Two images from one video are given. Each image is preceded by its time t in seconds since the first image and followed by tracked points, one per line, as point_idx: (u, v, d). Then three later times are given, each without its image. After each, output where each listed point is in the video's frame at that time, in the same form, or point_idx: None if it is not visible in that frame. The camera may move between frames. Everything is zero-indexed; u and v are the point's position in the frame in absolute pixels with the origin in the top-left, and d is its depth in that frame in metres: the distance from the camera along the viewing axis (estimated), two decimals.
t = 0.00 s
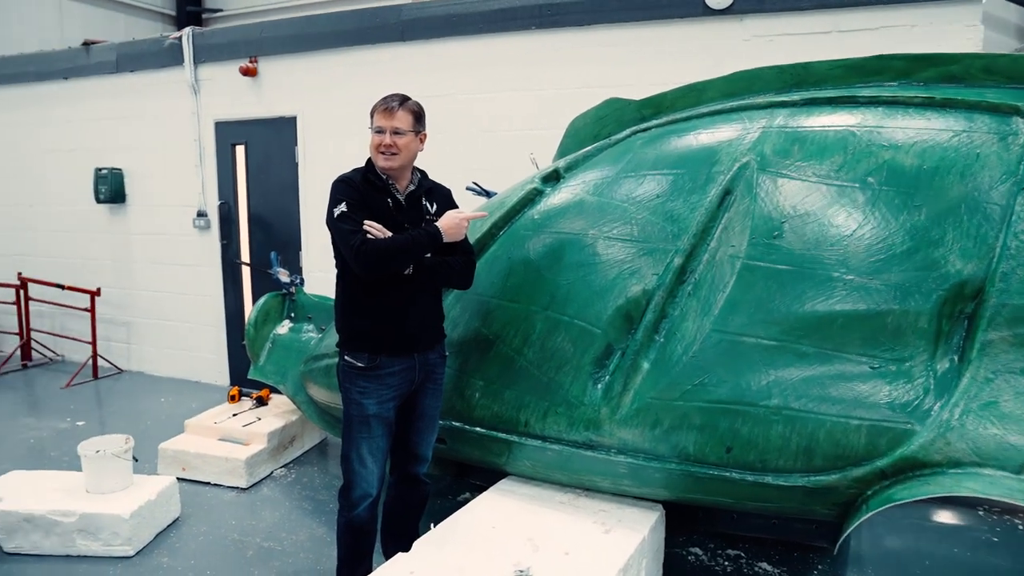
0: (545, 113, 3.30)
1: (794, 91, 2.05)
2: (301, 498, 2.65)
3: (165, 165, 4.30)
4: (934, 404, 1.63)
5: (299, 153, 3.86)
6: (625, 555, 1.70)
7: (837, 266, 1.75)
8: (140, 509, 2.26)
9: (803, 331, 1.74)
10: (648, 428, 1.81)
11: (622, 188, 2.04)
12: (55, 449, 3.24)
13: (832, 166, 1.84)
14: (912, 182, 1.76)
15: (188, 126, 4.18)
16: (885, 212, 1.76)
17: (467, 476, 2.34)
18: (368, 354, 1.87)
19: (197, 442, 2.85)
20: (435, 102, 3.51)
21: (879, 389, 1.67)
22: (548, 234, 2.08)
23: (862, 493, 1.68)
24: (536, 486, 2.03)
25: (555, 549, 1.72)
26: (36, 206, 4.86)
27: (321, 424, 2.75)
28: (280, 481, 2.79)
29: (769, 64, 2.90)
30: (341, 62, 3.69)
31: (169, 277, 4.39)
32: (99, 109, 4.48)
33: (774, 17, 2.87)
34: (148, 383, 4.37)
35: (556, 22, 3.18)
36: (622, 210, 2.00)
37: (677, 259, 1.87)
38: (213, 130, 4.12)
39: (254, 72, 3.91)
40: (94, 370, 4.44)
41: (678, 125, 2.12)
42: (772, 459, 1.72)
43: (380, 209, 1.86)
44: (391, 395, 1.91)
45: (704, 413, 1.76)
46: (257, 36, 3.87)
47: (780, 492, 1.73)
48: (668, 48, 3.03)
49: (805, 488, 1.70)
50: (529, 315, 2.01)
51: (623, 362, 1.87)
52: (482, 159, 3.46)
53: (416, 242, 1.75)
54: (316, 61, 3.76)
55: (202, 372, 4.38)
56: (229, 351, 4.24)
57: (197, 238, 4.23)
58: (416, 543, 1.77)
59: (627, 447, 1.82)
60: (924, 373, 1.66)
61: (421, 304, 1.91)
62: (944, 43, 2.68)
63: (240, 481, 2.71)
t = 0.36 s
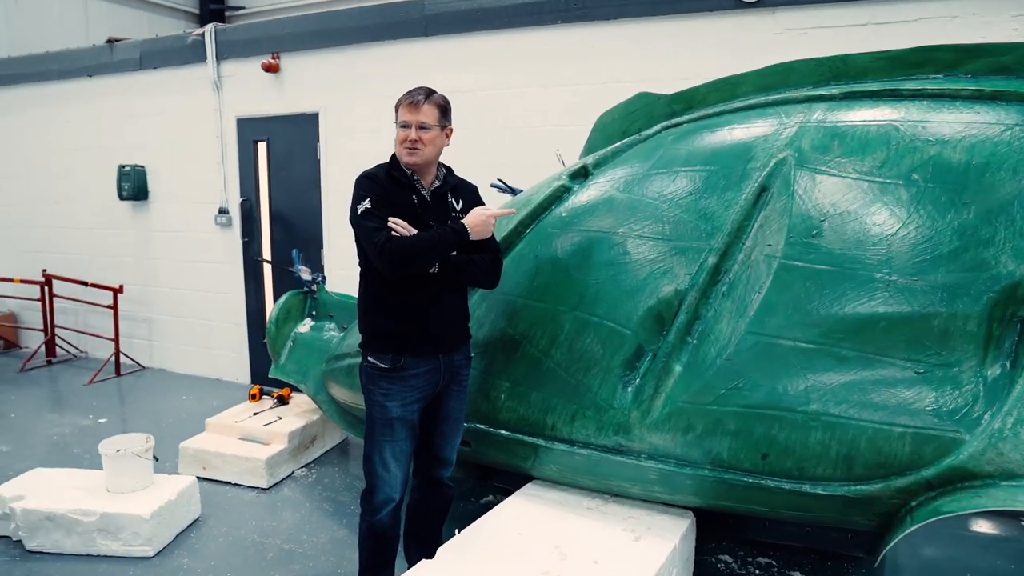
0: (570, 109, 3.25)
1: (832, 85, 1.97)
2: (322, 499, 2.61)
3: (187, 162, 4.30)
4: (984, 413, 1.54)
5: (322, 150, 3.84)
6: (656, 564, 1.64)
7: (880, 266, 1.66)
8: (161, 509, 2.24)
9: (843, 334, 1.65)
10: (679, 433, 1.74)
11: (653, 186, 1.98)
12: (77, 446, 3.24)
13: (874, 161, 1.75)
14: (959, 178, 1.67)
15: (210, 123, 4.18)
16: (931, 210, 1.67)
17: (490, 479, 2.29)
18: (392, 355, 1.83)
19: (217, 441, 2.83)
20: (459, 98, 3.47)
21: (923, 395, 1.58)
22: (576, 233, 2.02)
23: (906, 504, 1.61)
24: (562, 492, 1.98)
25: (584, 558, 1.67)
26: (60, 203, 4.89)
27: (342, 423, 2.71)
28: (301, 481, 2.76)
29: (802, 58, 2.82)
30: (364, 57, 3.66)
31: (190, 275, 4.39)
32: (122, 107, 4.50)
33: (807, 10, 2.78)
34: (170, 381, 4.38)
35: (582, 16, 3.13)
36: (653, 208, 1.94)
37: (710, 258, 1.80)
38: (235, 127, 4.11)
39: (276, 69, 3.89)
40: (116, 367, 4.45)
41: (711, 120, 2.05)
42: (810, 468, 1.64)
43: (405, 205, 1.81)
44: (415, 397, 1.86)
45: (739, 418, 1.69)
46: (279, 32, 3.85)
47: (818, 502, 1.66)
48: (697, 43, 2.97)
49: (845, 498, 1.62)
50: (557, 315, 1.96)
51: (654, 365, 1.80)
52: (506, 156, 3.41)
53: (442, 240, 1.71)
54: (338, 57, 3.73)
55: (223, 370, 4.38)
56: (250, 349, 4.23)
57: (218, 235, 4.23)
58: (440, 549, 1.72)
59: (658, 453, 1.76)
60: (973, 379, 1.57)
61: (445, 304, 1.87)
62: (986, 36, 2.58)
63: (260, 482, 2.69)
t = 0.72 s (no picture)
0: (579, 106, 3.19)
1: (853, 80, 1.90)
2: (325, 504, 2.56)
3: (188, 160, 4.25)
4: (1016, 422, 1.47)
5: (325, 148, 3.78)
6: None
7: (905, 268, 1.59)
8: (160, 516, 2.18)
9: (868, 339, 1.58)
10: (695, 441, 1.67)
11: (667, 184, 1.92)
12: (77, 449, 3.19)
13: (898, 159, 1.69)
14: (988, 177, 1.61)
15: (211, 121, 4.12)
16: (958, 210, 1.61)
17: (498, 485, 2.23)
18: (397, 360, 1.76)
19: (218, 445, 2.78)
20: (465, 95, 3.41)
21: (951, 402, 1.52)
22: (588, 233, 1.96)
23: (933, 516, 1.54)
24: (573, 500, 1.92)
25: (597, 571, 1.61)
26: (61, 201, 4.84)
27: (346, 426, 2.63)
28: (304, 486, 2.70)
29: (816, 54, 2.76)
30: (368, 54, 3.60)
31: (192, 274, 4.34)
32: (122, 104, 4.44)
33: (822, 3, 2.72)
34: (172, 381, 4.33)
35: (591, 11, 3.07)
36: (667, 208, 1.88)
37: (727, 260, 1.74)
38: (237, 124, 4.05)
39: (279, 65, 3.83)
40: (117, 368, 4.40)
41: (726, 116, 1.99)
42: (833, 478, 1.58)
43: (410, 205, 1.75)
44: (421, 403, 1.81)
45: (758, 425, 1.62)
46: (282, 29, 3.79)
47: (840, 513, 1.59)
48: (708, 38, 2.90)
49: (869, 510, 1.56)
50: (568, 318, 1.89)
51: (669, 369, 1.74)
52: (513, 154, 3.36)
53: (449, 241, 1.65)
54: (342, 53, 3.68)
55: (226, 371, 4.33)
56: (252, 350, 4.18)
57: (220, 234, 4.18)
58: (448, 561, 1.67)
59: (674, 461, 1.70)
60: (1004, 387, 1.51)
61: (452, 307, 1.81)
62: (1006, 30, 2.52)
63: (262, 487, 2.63)
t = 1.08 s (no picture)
0: (586, 104, 3.14)
1: (871, 76, 1.85)
2: (327, 510, 2.51)
3: (189, 159, 4.20)
4: None
5: (327, 146, 3.73)
6: None
7: (929, 270, 1.54)
8: (158, 523, 2.13)
9: (890, 344, 1.53)
10: (711, 448, 1.62)
11: (680, 183, 1.86)
12: (75, 452, 3.14)
13: (921, 157, 1.64)
14: (1015, 176, 1.56)
15: (212, 119, 4.07)
16: (984, 210, 1.56)
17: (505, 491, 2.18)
18: (401, 365, 1.71)
19: (219, 449, 2.72)
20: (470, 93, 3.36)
21: (979, 409, 1.47)
22: (597, 234, 1.90)
23: (959, 528, 1.50)
24: (583, 508, 1.87)
25: None
26: (60, 200, 4.79)
27: (348, 430, 2.59)
28: (306, 491, 2.65)
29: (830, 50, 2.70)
30: (371, 51, 3.55)
31: (193, 275, 4.29)
32: (122, 103, 4.39)
33: None
34: (172, 383, 4.28)
35: (599, 7, 3.01)
36: (680, 208, 1.82)
37: (743, 261, 1.69)
38: (238, 123, 4.00)
39: (281, 63, 3.78)
40: (116, 369, 4.35)
41: (741, 114, 1.94)
42: (854, 487, 1.53)
43: (415, 205, 1.70)
44: (426, 410, 1.76)
45: (776, 433, 1.57)
46: (284, 26, 3.73)
47: (862, 524, 1.54)
48: (717, 35, 2.85)
49: (891, 521, 1.51)
50: (578, 321, 1.84)
51: (683, 375, 1.69)
52: (519, 152, 3.30)
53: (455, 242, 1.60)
54: (344, 51, 3.62)
55: (227, 372, 4.28)
56: (254, 351, 4.13)
57: (221, 234, 4.13)
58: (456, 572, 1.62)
59: (688, 469, 1.64)
60: None
61: (457, 311, 1.76)
62: None
63: (264, 492, 2.58)
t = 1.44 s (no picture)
0: (590, 103, 3.11)
1: (883, 73, 1.82)
2: (329, 513, 2.48)
3: (190, 158, 4.17)
4: None
5: (329, 146, 3.70)
6: None
7: (943, 271, 1.51)
8: (159, 527, 2.10)
9: (904, 346, 1.50)
10: (721, 452, 1.59)
11: (688, 183, 1.83)
12: (75, 454, 3.11)
13: (935, 155, 1.60)
14: None
15: (213, 118, 4.05)
16: (1000, 209, 1.52)
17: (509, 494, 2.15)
18: (411, 367, 1.68)
19: (220, 451, 2.70)
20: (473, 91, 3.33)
21: (996, 412, 1.44)
22: (604, 234, 1.87)
23: (976, 533, 1.47)
24: (589, 512, 1.84)
25: None
26: (60, 201, 4.76)
27: (351, 431, 2.56)
28: (308, 493, 2.62)
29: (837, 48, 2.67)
30: (373, 49, 3.52)
31: (194, 275, 4.27)
32: (123, 102, 4.36)
33: None
34: (173, 384, 4.25)
35: (603, 5, 2.98)
36: (688, 207, 1.79)
37: (754, 261, 1.65)
38: (239, 122, 3.98)
39: (282, 61, 3.75)
40: (117, 370, 4.32)
41: (750, 111, 1.90)
42: (866, 491, 1.50)
43: (426, 200, 1.67)
44: (435, 413, 1.73)
45: (788, 436, 1.54)
46: (285, 24, 3.71)
47: (875, 529, 1.52)
48: (723, 33, 2.82)
49: (905, 526, 1.48)
50: (584, 322, 1.81)
51: (691, 377, 1.66)
52: (523, 151, 3.27)
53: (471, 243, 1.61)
54: (346, 49, 3.60)
55: (228, 373, 4.26)
56: (255, 352, 4.10)
57: (222, 235, 4.10)
58: None
59: (697, 473, 1.61)
60: None
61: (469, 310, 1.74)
62: None
63: (265, 495, 2.55)
